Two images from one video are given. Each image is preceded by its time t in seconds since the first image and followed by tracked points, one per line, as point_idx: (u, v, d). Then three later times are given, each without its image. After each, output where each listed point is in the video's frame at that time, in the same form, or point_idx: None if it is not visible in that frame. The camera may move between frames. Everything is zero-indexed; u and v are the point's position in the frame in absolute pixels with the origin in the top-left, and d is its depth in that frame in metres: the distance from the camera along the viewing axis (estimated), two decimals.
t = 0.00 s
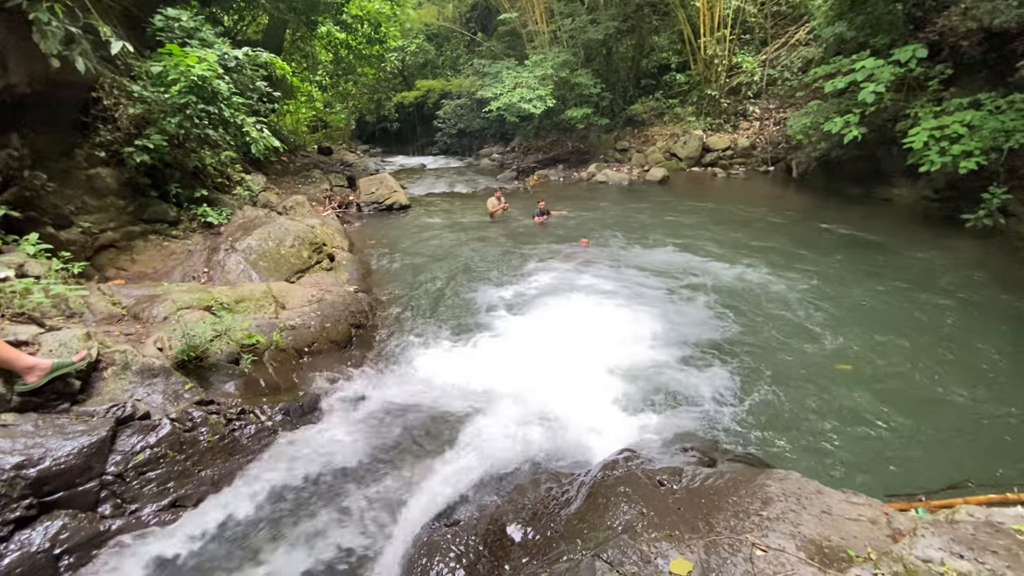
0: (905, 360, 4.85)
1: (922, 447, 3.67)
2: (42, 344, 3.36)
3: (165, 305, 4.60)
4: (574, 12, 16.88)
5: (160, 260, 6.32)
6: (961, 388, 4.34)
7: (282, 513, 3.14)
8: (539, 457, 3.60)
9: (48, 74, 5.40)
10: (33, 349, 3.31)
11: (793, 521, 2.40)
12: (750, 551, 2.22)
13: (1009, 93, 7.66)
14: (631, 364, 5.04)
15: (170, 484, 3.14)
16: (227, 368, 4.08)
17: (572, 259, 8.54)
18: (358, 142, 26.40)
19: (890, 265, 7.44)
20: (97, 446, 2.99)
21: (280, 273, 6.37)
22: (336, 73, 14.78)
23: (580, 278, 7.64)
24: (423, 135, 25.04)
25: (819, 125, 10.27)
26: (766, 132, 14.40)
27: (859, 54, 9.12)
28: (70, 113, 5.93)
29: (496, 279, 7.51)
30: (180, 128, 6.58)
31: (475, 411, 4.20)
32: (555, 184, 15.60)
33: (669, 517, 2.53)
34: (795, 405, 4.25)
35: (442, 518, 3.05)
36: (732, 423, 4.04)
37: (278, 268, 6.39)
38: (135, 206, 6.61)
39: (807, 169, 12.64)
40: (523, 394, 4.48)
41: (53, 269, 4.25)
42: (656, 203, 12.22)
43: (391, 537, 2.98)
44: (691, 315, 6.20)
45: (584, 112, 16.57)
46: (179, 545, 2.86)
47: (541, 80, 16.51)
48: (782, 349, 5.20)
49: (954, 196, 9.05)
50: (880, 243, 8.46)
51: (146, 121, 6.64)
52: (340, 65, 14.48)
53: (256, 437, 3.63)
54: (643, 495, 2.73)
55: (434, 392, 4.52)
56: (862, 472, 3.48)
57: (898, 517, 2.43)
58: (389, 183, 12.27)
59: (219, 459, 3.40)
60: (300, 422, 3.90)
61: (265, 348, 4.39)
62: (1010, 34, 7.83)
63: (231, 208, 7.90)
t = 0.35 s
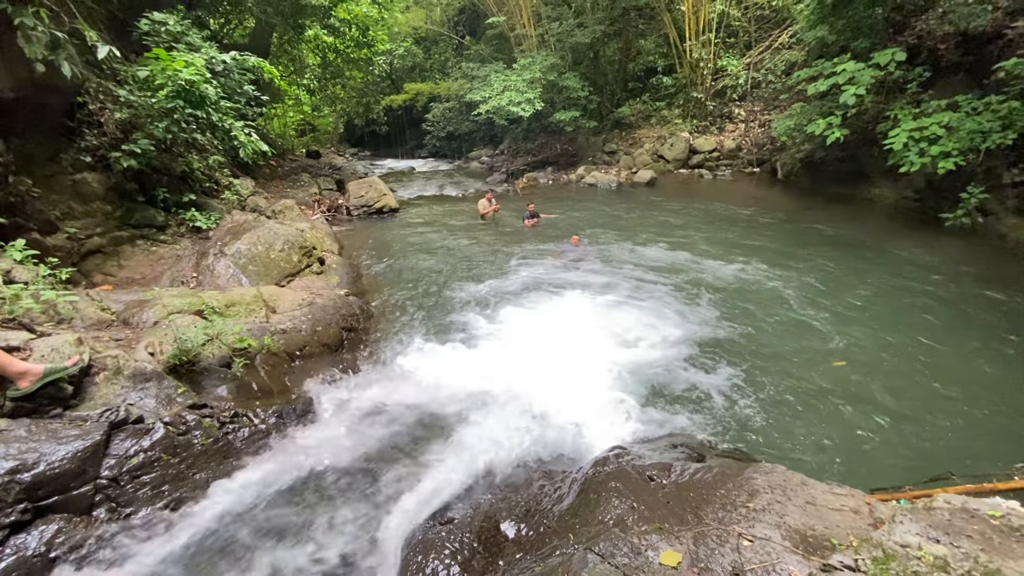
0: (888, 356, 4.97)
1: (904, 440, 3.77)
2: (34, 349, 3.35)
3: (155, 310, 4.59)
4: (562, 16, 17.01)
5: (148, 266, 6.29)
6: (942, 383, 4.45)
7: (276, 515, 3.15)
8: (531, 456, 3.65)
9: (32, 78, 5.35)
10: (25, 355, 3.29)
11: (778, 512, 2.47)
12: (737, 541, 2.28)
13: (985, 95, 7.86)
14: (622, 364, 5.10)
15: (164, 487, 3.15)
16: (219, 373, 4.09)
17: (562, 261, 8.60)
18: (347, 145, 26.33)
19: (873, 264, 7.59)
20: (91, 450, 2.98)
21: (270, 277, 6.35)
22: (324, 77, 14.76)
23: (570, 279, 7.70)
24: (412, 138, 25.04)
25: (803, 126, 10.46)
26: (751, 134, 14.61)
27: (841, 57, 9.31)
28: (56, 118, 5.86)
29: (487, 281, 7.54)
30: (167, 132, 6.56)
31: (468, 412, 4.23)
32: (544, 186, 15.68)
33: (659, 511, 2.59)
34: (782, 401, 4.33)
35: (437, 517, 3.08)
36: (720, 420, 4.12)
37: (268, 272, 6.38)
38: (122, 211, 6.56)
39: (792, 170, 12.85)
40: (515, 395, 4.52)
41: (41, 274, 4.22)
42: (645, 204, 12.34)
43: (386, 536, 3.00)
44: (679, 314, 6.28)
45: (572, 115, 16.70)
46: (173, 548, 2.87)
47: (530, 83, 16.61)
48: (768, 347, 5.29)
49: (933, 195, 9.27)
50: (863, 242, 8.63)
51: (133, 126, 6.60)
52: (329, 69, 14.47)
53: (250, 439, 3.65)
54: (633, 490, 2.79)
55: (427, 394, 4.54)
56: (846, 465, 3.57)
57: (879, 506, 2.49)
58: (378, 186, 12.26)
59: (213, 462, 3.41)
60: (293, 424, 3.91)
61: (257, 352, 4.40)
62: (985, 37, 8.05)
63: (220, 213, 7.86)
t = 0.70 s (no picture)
0: (868, 356, 5.08)
1: (886, 438, 3.85)
2: (17, 357, 3.30)
3: (140, 317, 4.54)
4: (547, 23, 17.16)
5: (132, 273, 6.22)
6: (920, 382, 4.57)
7: (265, 522, 3.14)
8: (521, 460, 3.67)
9: (13, 84, 5.27)
10: (8, 363, 3.25)
11: (763, 509, 2.52)
12: (724, 538, 2.32)
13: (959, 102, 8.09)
14: (610, 367, 5.15)
15: (151, 495, 3.11)
16: (206, 380, 4.06)
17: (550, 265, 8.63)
18: (334, 151, 26.24)
19: (853, 266, 7.75)
20: (76, 459, 2.94)
21: (257, 284, 6.31)
22: (311, 83, 14.71)
23: (558, 283, 7.74)
24: (399, 144, 25.01)
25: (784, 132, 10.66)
26: (735, 140, 14.82)
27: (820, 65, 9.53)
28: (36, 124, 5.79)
29: (476, 286, 7.55)
30: (151, 138, 6.50)
31: (457, 417, 4.23)
32: (531, 191, 15.76)
33: (648, 510, 2.63)
34: (766, 402, 4.41)
35: (428, 520, 3.09)
36: (707, 420, 4.18)
37: (255, 278, 6.33)
38: (105, 217, 6.48)
39: (774, 175, 13.07)
40: (503, 399, 4.53)
41: (23, 282, 4.16)
42: (631, 209, 12.46)
43: (377, 541, 3.00)
44: (666, 317, 6.36)
45: (559, 121, 16.83)
46: (160, 558, 2.84)
47: (516, 89, 16.71)
48: (753, 348, 5.38)
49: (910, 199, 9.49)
50: (845, 245, 8.80)
51: (114, 132, 6.56)
52: (315, 75, 14.43)
53: (238, 446, 3.61)
54: (622, 490, 2.83)
55: (416, 399, 4.54)
56: (830, 463, 3.64)
57: (860, 502, 2.54)
58: (366, 192, 12.23)
59: (201, 469, 3.37)
60: (281, 431, 3.88)
61: (244, 358, 4.38)
62: (958, 47, 8.29)
63: (205, 219, 7.79)
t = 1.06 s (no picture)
0: (844, 364, 5.20)
1: (861, 445, 3.93)
2: None
3: (116, 330, 4.45)
4: (531, 37, 17.40)
5: (109, 284, 6.10)
6: (895, 389, 4.68)
7: (244, 537, 3.09)
8: (504, 471, 3.67)
9: None
10: None
11: (743, 515, 2.56)
12: (705, 546, 2.35)
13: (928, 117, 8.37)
14: (593, 376, 5.17)
15: (126, 513, 3.05)
16: (185, 394, 4.00)
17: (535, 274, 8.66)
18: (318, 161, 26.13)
19: (831, 275, 7.91)
20: (49, 476, 2.87)
21: (238, 295, 6.23)
22: (295, 93, 14.67)
23: (542, 291, 7.77)
24: (384, 154, 25.00)
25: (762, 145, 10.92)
26: (715, 152, 15.10)
27: (796, 80, 9.80)
28: (11, 133, 5.72)
29: (460, 295, 7.54)
30: (130, 148, 6.38)
31: (441, 428, 4.21)
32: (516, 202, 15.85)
33: (630, 519, 2.65)
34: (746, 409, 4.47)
35: (411, 533, 3.08)
36: (689, 427, 4.22)
37: (236, 290, 6.25)
38: (81, 228, 6.37)
39: (754, 187, 13.33)
40: (487, 409, 4.53)
41: None
42: (615, 219, 12.61)
43: (359, 556, 2.98)
44: (649, 326, 6.41)
45: (543, 133, 17.00)
46: None
47: (501, 101, 16.86)
48: (734, 357, 5.45)
49: (884, 211, 9.75)
50: (822, 255, 8.99)
51: (94, 141, 6.41)
52: (299, 85, 14.40)
53: (216, 461, 3.56)
54: (605, 499, 2.84)
55: (398, 410, 4.51)
56: (809, 469, 3.70)
57: (837, 507, 2.59)
58: (350, 202, 12.19)
59: (178, 485, 3.32)
60: (262, 445, 3.83)
61: (224, 371, 4.33)
62: (927, 64, 8.58)
63: (185, 230, 7.68)
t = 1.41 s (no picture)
0: (820, 374, 5.29)
1: (836, 455, 3.99)
2: None
3: (89, 343, 4.36)
4: (516, 51, 17.62)
5: (82, 295, 5.96)
6: (870, 400, 4.76)
7: (218, 555, 3.02)
8: (486, 485, 3.65)
9: None
10: None
11: (721, 527, 2.58)
12: (683, 558, 2.36)
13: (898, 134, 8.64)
14: (576, 386, 5.19)
15: (94, 532, 2.96)
16: (159, 408, 3.93)
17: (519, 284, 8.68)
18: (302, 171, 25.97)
19: (809, 287, 8.06)
20: (13, 494, 2.79)
21: (217, 306, 6.13)
22: (278, 103, 14.61)
23: (526, 300, 7.78)
24: (369, 164, 24.94)
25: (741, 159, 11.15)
26: (696, 165, 15.35)
27: (773, 97, 10.05)
28: None
29: (443, 305, 7.51)
30: (107, 157, 6.22)
31: (421, 441, 4.18)
32: (501, 213, 15.91)
33: (610, 531, 2.65)
34: (725, 420, 4.52)
35: (390, 549, 3.05)
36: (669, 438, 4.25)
37: (214, 300, 6.15)
38: (55, 237, 6.23)
39: (734, 199, 13.57)
40: (469, 421, 4.51)
41: None
42: (598, 231, 12.73)
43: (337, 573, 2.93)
44: (631, 336, 6.45)
45: (528, 145, 17.14)
46: None
47: (486, 113, 16.99)
48: (714, 367, 5.51)
49: (859, 224, 9.98)
50: (800, 267, 9.17)
51: (70, 148, 6.23)
52: (283, 95, 14.35)
53: (189, 477, 3.49)
54: (586, 512, 2.84)
55: (379, 423, 4.47)
56: (787, 479, 3.74)
57: (812, 517, 2.62)
58: (333, 212, 12.11)
59: (150, 502, 3.24)
60: (237, 460, 3.76)
61: (200, 385, 4.25)
62: (897, 82, 8.87)
63: (163, 239, 7.55)
